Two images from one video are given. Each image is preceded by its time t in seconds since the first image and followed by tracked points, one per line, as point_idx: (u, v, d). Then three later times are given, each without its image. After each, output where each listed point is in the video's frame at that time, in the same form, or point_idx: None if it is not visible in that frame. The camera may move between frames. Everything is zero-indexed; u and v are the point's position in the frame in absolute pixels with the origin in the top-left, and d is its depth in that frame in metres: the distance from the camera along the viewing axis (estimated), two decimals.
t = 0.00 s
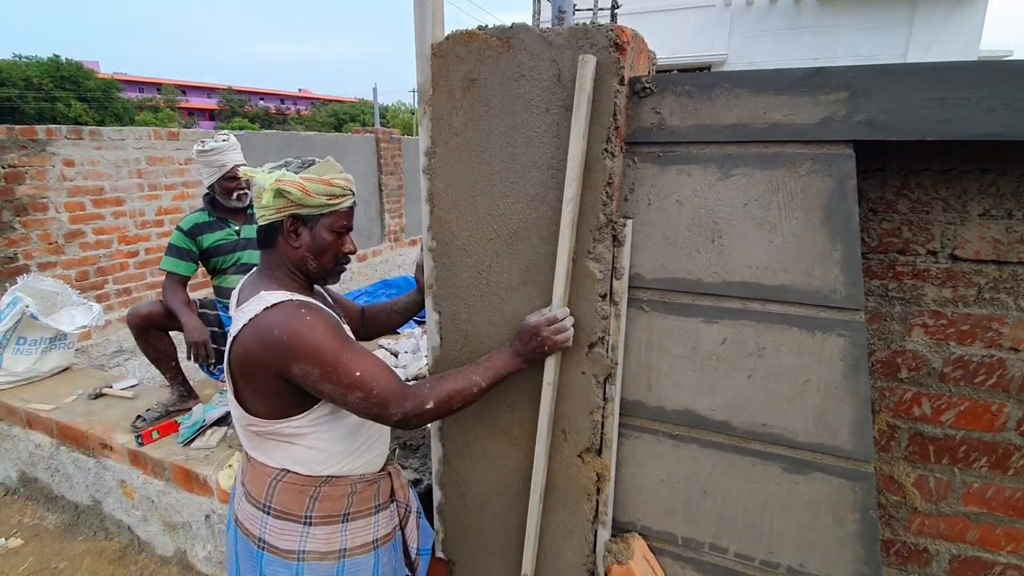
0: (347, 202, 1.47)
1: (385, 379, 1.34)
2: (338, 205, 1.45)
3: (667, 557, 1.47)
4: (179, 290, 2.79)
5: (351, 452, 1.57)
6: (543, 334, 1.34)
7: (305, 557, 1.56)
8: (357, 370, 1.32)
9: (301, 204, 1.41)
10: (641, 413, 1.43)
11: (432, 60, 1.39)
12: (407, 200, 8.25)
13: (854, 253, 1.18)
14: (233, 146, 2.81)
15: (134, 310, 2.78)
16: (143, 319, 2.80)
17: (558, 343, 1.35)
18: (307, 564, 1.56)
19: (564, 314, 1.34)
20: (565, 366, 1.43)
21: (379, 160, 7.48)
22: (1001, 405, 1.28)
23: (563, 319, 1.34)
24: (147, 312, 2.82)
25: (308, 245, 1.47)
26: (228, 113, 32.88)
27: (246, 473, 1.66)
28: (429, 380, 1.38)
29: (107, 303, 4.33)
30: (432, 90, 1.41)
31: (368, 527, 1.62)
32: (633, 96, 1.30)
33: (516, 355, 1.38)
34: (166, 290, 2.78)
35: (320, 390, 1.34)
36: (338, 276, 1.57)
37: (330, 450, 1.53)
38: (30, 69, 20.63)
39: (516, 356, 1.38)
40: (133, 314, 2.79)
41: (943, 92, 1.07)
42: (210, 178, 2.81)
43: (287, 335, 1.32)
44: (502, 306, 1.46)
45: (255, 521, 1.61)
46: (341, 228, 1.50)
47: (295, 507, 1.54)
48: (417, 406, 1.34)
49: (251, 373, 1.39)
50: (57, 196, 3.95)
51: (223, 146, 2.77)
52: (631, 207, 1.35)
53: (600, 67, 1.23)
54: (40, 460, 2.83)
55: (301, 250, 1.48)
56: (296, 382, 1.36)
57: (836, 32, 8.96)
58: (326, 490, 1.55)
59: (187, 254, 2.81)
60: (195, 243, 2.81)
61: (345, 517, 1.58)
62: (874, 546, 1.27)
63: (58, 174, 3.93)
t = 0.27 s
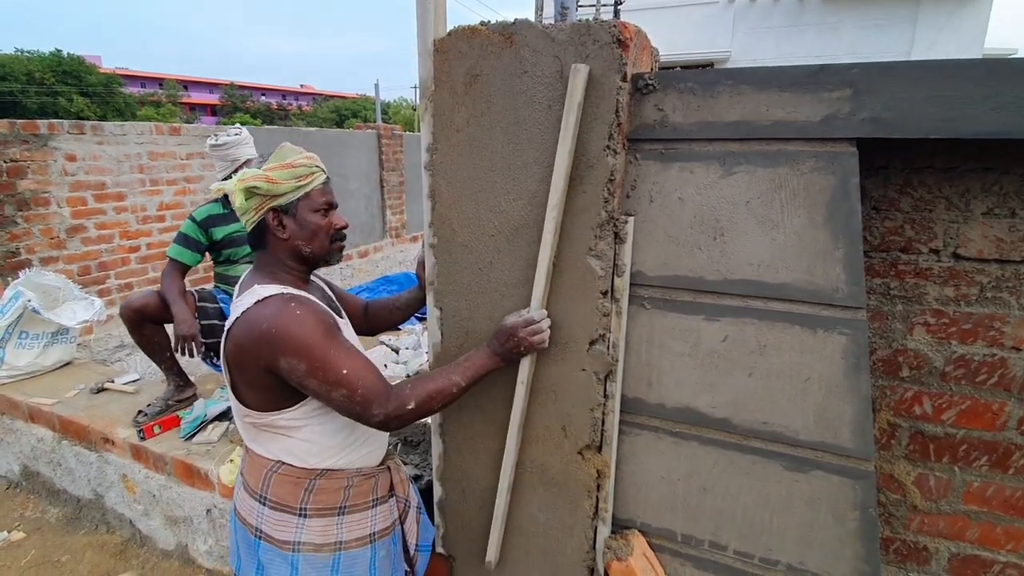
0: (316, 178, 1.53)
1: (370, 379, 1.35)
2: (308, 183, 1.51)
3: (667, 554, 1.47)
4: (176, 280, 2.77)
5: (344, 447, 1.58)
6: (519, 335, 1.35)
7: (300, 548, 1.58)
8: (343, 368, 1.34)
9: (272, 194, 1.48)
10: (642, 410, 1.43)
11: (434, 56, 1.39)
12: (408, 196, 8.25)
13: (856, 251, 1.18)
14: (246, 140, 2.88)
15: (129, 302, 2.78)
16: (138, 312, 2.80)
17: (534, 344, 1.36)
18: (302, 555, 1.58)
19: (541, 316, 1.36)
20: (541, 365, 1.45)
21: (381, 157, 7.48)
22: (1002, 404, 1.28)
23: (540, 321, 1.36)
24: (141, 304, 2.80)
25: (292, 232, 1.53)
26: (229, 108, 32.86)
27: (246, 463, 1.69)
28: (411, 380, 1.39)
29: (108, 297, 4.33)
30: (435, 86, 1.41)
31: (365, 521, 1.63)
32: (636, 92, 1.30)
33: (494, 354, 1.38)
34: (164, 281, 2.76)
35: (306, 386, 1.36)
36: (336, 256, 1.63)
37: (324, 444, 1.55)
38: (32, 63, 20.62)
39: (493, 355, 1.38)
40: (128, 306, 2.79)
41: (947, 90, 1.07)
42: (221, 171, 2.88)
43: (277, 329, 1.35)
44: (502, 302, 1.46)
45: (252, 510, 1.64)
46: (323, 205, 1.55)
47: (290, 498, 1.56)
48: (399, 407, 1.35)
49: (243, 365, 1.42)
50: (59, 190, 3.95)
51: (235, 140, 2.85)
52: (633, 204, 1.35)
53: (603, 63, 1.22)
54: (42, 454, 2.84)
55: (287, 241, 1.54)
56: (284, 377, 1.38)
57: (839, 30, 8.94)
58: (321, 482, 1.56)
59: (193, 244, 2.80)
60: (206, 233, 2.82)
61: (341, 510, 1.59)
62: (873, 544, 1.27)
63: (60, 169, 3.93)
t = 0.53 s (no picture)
0: (295, 169, 1.57)
1: (387, 337, 1.36)
2: (289, 175, 1.55)
3: (669, 552, 1.48)
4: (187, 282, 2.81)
5: (352, 437, 1.61)
6: (546, 269, 1.31)
7: (309, 542, 1.61)
8: (357, 334, 1.35)
9: (255, 194, 1.51)
10: (644, 409, 1.43)
11: (438, 56, 1.40)
12: (410, 195, 8.25)
13: (859, 251, 1.18)
14: (245, 142, 2.90)
15: (145, 302, 2.84)
16: (154, 312, 2.86)
17: (562, 280, 1.32)
18: (312, 549, 1.60)
19: (570, 251, 1.31)
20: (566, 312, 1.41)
21: (383, 155, 7.48)
22: (1003, 403, 1.28)
23: (569, 256, 1.31)
24: (157, 304, 2.88)
25: (284, 226, 1.56)
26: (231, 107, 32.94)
27: (252, 460, 1.72)
28: (431, 329, 1.38)
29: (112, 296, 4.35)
30: (439, 86, 1.42)
31: (371, 512, 1.66)
32: (639, 92, 1.30)
33: (518, 292, 1.36)
34: (175, 281, 2.82)
35: (325, 360, 1.37)
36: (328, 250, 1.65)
37: (330, 436, 1.58)
38: (35, 62, 20.65)
39: (517, 293, 1.36)
40: (144, 306, 2.85)
41: (949, 91, 1.07)
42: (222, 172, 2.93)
43: (283, 316, 1.38)
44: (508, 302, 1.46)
45: (260, 507, 1.66)
46: (308, 195, 1.58)
47: (298, 493, 1.59)
48: (423, 355, 1.35)
49: (254, 360, 1.46)
50: (63, 189, 3.96)
51: (236, 141, 2.89)
52: (636, 204, 1.35)
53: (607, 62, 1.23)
54: (47, 451, 2.86)
55: (281, 237, 1.57)
56: (300, 359, 1.41)
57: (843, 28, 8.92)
58: (329, 476, 1.59)
59: (197, 248, 2.84)
60: (206, 236, 2.85)
61: (347, 502, 1.62)
62: (875, 542, 1.28)
63: (64, 168, 3.95)
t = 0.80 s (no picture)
0: (297, 173, 1.59)
1: (374, 355, 1.38)
2: (290, 178, 1.56)
3: (671, 552, 1.49)
4: (198, 282, 2.84)
5: (351, 437, 1.62)
6: (508, 287, 1.36)
7: (309, 540, 1.63)
8: (346, 349, 1.37)
9: (258, 196, 1.53)
10: (646, 410, 1.44)
11: (442, 59, 1.41)
12: (413, 196, 8.27)
13: (860, 253, 1.19)
14: (245, 146, 2.93)
15: (159, 301, 2.90)
16: (169, 310, 2.92)
17: (523, 296, 1.37)
18: (312, 547, 1.63)
19: (531, 268, 1.36)
20: (531, 324, 1.46)
21: (386, 156, 7.50)
22: (1004, 405, 1.29)
23: (530, 272, 1.36)
24: (171, 303, 2.92)
25: (286, 227, 1.57)
26: (235, 107, 33.05)
27: (255, 457, 1.74)
28: (411, 350, 1.40)
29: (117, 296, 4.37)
30: (443, 89, 1.43)
31: (372, 513, 1.67)
32: (641, 96, 1.31)
33: (486, 309, 1.40)
34: (186, 281, 2.85)
35: (312, 370, 1.39)
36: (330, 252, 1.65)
37: (329, 437, 1.59)
38: (39, 63, 20.74)
39: (487, 310, 1.40)
40: (161, 305, 2.92)
41: (950, 94, 1.08)
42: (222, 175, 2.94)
43: (279, 319, 1.39)
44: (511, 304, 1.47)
45: (263, 504, 1.69)
46: (310, 198, 1.59)
47: (298, 492, 1.61)
48: (403, 378, 1.37)
49: (250, 359, 1.47)
50: (69, 190, 3.99)
51: (236, 145, 2.91)
52: (638, 206, 1.36)
53: (610, 65, 1.24)
54: (53, 450, 2.88)
55: (283, 237, 1.58)
56: (289, 365, 1.43)
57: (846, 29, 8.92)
58: (328, 476, 1.61)
59: (201, 249, 2.86)
60: (209, 237, 2.87)
61: (348, 503, 1.64)
62: (876, 543, 1.29)
63: (70, 169, 3.97)
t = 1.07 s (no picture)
0: (296, 176, 1.59)
1: (388, 326, 1.36)
2: (290, 181, 1.57)
3: (671, 554, 1.49)
4: (201, 284, 2.87)
5: (353, 442, 1.63)
6: (550, 249, 1.30)
7: (308, 550, 1.65)
8: (359, 329, 1.36)
9: (257, 199, 1.53)
10: (646, 412, 1.45)
11: (443, 64, 1.42)
12: (414, 197, 8.29)
13: (859, 256, 1.20)
14: (248, 147, 2.94)
15: (164, 302, 2.93)
16: (174, 312, 2.95)
17: (568, 259, 1.31)
18: (311, 557, 1.65)
19: (574, 230, 1.30)
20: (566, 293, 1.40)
21: (387, 158, 7.52)
22: (1004, 407, 1.29)
23: (573, 236, 1.30)
24: (176, 304, 2.95)
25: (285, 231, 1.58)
26: (236, 109, 33.15)
27: (252, 469, 1.76)
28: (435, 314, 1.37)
29: (119, 298, 4.39)
30: (444, 93, 1.43)
31: (370, 520, 1.69)
32: (640, 100, 1.32)
33: (521, 271, 1.35)
34: (190, 283, 2.88)
35: (330, 356, 1.39)
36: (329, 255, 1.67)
37: (330, 443, 1.60)
38: (42, 65, 20.82)
39: (523, 273, 1.35)
40: (164, 306, 2.94)
41: (948, 98, 1.09)
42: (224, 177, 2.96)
43: (284, 319, 1.41)
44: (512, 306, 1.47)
45: (261, 515, 1.71)
46: (310, 201, 1.60)
47: (296, 503, 1.63)
48: (431, 340, 1.33)
49: (258, 365, 1.49)
50: (72, 192, 4.00)
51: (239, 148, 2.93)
52: (638, 209, 1.36)
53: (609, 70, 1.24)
54: (56, 452, 2.89)
55: (283, 242, 1.59)
56: (304, 359, 1.43)
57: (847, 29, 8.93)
58: (328, 485, 1.62)
59: (205, 251, 2.89)
60: (212, 240, 2.89)
61: (347, 511, 1.65)
62: (875, 545, 1.29)
63: (73, 171, 3.99)
